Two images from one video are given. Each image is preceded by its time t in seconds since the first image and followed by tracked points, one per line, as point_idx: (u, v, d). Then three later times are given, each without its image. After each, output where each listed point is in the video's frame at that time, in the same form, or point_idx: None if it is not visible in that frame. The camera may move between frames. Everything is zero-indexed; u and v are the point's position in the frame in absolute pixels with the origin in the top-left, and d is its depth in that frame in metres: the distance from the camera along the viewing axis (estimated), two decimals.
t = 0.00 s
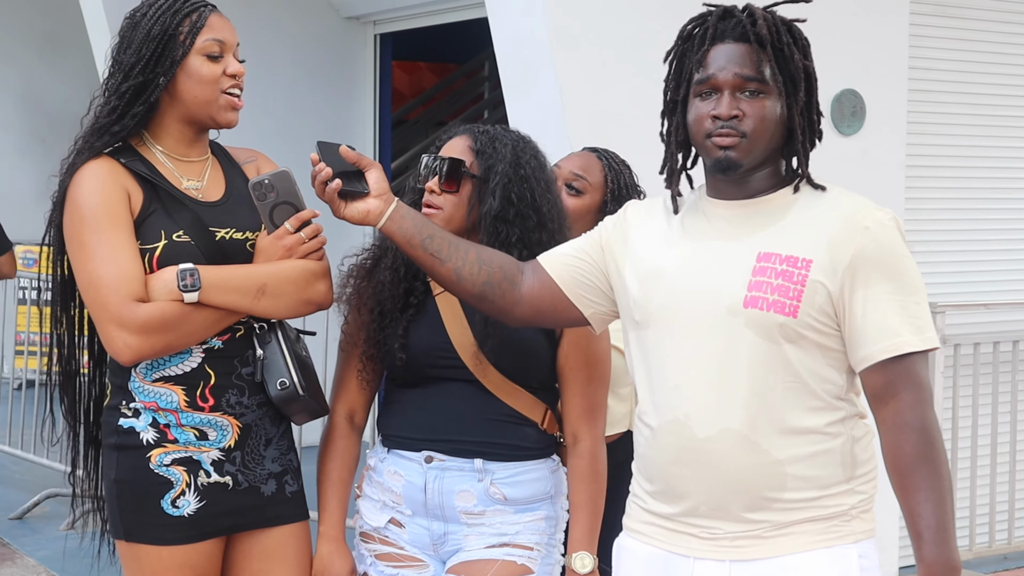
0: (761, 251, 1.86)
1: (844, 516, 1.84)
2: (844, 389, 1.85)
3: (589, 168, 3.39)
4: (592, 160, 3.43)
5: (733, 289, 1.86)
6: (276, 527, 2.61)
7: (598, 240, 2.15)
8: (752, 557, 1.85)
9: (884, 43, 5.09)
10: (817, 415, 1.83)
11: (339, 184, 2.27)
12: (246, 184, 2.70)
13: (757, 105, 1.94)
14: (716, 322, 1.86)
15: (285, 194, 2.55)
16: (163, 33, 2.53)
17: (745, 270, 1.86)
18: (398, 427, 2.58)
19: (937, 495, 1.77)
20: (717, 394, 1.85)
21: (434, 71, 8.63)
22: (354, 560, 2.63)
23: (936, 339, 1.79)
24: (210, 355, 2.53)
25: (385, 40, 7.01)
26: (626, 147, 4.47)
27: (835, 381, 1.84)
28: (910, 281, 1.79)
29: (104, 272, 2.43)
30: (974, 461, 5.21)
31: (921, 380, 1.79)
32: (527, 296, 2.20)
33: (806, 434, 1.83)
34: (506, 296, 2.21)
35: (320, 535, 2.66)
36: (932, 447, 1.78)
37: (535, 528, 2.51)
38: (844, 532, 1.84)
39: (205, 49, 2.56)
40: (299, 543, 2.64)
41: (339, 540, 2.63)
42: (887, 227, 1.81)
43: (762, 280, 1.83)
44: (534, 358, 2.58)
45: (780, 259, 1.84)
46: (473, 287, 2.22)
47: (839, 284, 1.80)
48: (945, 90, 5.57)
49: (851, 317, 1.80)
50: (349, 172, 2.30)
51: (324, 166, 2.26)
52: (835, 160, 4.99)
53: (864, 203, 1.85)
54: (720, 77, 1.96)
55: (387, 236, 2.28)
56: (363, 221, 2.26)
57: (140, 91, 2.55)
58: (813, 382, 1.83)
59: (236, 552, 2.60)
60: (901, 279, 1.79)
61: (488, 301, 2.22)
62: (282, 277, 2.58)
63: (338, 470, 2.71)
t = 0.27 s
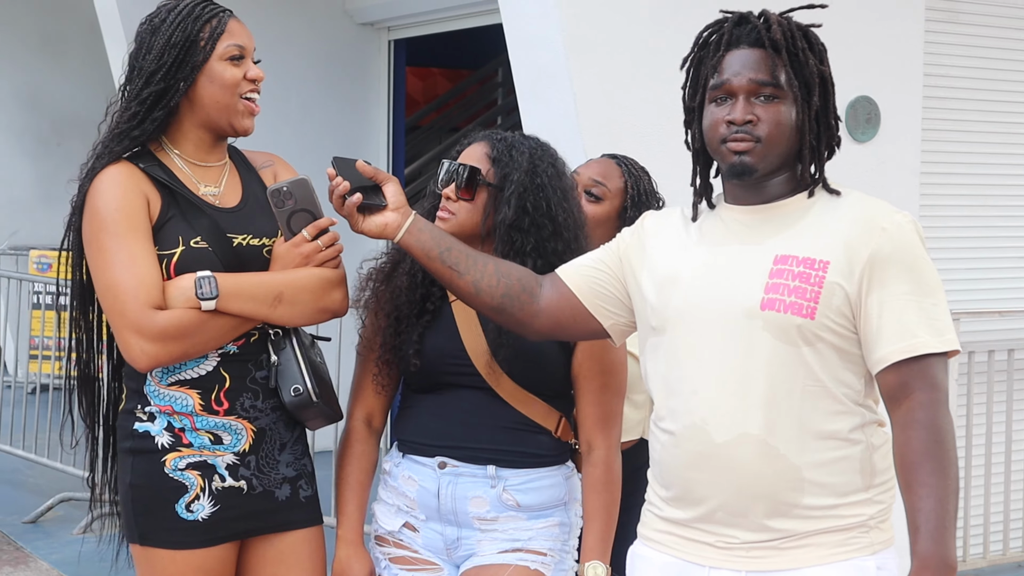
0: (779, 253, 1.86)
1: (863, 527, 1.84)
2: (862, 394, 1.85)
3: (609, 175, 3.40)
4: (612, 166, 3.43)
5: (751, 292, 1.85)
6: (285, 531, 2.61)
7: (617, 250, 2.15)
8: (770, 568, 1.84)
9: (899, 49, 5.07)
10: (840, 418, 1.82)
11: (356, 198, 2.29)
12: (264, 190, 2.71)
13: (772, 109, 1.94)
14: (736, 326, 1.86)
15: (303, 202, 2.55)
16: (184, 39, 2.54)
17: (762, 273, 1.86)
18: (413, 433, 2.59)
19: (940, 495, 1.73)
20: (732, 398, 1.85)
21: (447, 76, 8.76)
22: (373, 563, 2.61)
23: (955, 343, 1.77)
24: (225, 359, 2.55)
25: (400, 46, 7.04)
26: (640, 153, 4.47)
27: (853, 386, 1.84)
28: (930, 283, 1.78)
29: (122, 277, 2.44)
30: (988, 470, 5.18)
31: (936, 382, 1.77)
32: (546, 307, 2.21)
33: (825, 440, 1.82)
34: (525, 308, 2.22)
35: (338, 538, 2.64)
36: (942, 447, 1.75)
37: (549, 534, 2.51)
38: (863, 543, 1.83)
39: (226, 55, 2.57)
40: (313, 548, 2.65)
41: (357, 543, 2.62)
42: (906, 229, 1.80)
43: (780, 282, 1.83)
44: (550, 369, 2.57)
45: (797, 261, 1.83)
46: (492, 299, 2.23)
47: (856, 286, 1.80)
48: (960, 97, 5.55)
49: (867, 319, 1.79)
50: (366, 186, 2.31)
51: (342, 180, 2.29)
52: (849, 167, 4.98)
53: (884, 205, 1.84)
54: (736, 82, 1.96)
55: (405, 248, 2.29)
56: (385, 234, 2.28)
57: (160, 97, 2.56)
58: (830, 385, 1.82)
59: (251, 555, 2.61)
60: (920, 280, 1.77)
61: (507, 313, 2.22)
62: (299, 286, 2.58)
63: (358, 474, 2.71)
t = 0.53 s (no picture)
0: (789, 255, 1.85)
1: (876, 532, 1.82)
2: (875, 396, 1.83)
3: (623, 176, 3.39)
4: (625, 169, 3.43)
5: (761, 294, 1.85)
6: (295, 534, 2.61)
7: (630, 256, 2.15)
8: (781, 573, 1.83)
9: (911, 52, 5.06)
10: (856, 420, 1.81)
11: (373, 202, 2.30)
12: (278, 194, 2.72)
13: (782, 111, 1.93)
14: (747, 331, 1.85)
15: (319, 207, 2.61)
16: (205, 41, 2.55)
17: (772, 276, 1.85)
18: (427, 436, 2.60)
19: (951, 498, 1.70)
20: (745, 401, 1.84)
21: (459, 80, 8.80)
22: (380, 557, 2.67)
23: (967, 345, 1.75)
24: (238, 362, 2.55)
25: (412, 50, 7.05)
26: (651, 157, 4.46)
27: (866, 388, 1.82)
28: (943, 284, 1.76)
29: (138, 280, 2.44)
30: (1001, 475, 5.15)
31: (948, 383, 1.74)
32: (561, 315, 2.21)
33: (839, 443, 1.81)
34: (540, 315, 2.21)
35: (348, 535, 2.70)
36: (954, 451, 1.72)
37: (559, 539, 2.48)
38: (876, 549, 1.82)
39: (246, 57, 2.59)
40: (324, 551, 2.66)
41: (365, 539, 2.68)
42: (918, 229, 1.78)
43: (789, 285, 1.82)
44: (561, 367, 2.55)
45: (807, 263, 1.83)
46: (507, 305, 2.22)
47: (867, 286, 1.78)
48: (974, 100, 5.53)
49: (878, 321, 1.77)
50: (386, 189, 2.32)
51: (360, 182, 2.30)
52: (862, 170, 4.96)
53: (897, 205, 1.83)
54: (745, 84, 1.95)
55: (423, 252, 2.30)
56: (403, 238, 2.28)
57: (179, 99, 2.57)
58: (843, 387, 1.81)
59: (262, 558, 2.61)
60: (933, 280, 1.75)
61: (522, 319, 2.22)
62: (314, 291, 2.60)
63: (371, 470, 2.75)
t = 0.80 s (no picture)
0: (793, 251, 1.85)
1: (881, 530, 1.82)
2: (880, 394, 1.82)
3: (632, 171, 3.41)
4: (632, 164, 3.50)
5: (764, 291, 1.84)
6: (301, 533, 2.62)
7: (639, 258, 2.15)
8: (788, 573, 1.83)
9: (920, 50, 5.05)
10: (859, 419, 1.80)
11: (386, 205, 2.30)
12: (287, 192, 2.72)
13: (785, 107, 1.93)
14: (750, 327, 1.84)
15: (330, 206, 2.61)
16: (221, 40, 2.55)
17: (776, 272, 1.85)
18: (445, 434, 2.63)
19: (964, 500, 1.69)
20: (748, 398, 1.84)
21: (465, 78, 8.64)
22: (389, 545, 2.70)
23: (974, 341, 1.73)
24: (246, 359, 2.56)
25: (418, 48, 7.06)
26: (659, 155, 4.45)
27: (871, 386, 1.81)
28: (948, 279, 1.74)
29: (148, 277, 2.44)
30: (1009, 474, 5.14)
31: (954, 381, 1.73)
32: (571, 322, 2.21)
33: (844, 441, 1.80)
34: (551, 321, 2.21)
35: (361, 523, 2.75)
36: (962, 450, 1.71)
37: (574, 537, 2.46)
38: (881, 548, 1.81)
39: (261, 58, 2.58)
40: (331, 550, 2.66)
41: (378, 529, 2.71)
42: (922, 225, 1.77)
43: (792, 280, 1.82)
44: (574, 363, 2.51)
45: (810, 259, 1.82)
46: (518, 311, 2.23)
47: (871, 283, 1.77)
48: (981, 98, 5.52)
49: (882, 317, 1.76)
50: (397, 192, 2.32)
51: (373, 185, 2.29)
52: (869, 168, 4.95)
53: (901, 201, 1.82)
54: (748, 81, 1.95)
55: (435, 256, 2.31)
56: (415, 242, 2.29)
57: (193, 97, 2.57)
58: (848, 385, 1.80)
59: (269, 556, 2.62)
60: (938, 276, 1.74)
61: (532, 325, 2.22)
62: (322, 290, 2.60)
63: (390, 461, 2.79)
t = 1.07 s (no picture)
0: (794, 245, 1.84)
1: (883, 526, 1.81)
2: (882, 387, 1.81)
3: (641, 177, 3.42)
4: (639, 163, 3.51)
5: (765, 285, 1.84)
6: (306, 528, 2.63)
7: (642, 253, 2.15)
8: (790, 567, 1.83)
9: (923, 45, 5.04)
10: (859, 413, 1.80)
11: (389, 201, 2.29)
12: (291, 189, 2.72)
13: (752, 100, 1.93)
14: (750, 320, 1.84)
15: (334, 202, 2.60)
16: (229, 39, 2.53)
17: (776, 265, 1.84)
18: (465, 431, 2.64)
19: (961, 494, 1.67)
20: (750, 392, 1.83)
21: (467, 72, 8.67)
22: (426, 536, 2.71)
23: (977, 336, 1.72)
24: (249, 353, 2.55)
25: (420, 43, 7.05)
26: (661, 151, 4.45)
27: (873, 379, 1.81)
28: (950, 273, 1.73)
29: (152, 270, 2.44)
30: (1011, 470, 5.13)
31: (956, 375, 1.71)
32: (575, 317, 2.21)
33: (846, 435, 1.80)
34: (555, 316, 2.21)
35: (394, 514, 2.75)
36: (962, 443, 1.69)
37: (592, 531, 2.46)
38: (884, 543, 1.81)
39: (268, 60, 2.56)
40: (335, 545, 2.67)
41: (411, 519, 2.72)
42: (925, 219, 1.75)
43: (793, 274, 1.81)
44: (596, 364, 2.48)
45: (811, 253, 1.81)
46: (522, 306, 2.23)
47: (872, 277, 1.76)
48: (984, 94, 5.51)
49: (883, 312, 1.75)
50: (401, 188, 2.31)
51: (377, 182, 2.29)
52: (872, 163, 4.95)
53: (905, 196, 1.80)
54: (724, 73, 1.98)
55: (439, 252, 2.31)
56: (419, 236, 2.27)
57: (200, 96, 2.56)
58: (849, 379, 1.79)
59: (274, 552, 2.62)
60: (939, 270, 1.72)
61: (537, 321, 2.22)
62: (326, 285, 2.60)
63: (416, 453, 2.79)
